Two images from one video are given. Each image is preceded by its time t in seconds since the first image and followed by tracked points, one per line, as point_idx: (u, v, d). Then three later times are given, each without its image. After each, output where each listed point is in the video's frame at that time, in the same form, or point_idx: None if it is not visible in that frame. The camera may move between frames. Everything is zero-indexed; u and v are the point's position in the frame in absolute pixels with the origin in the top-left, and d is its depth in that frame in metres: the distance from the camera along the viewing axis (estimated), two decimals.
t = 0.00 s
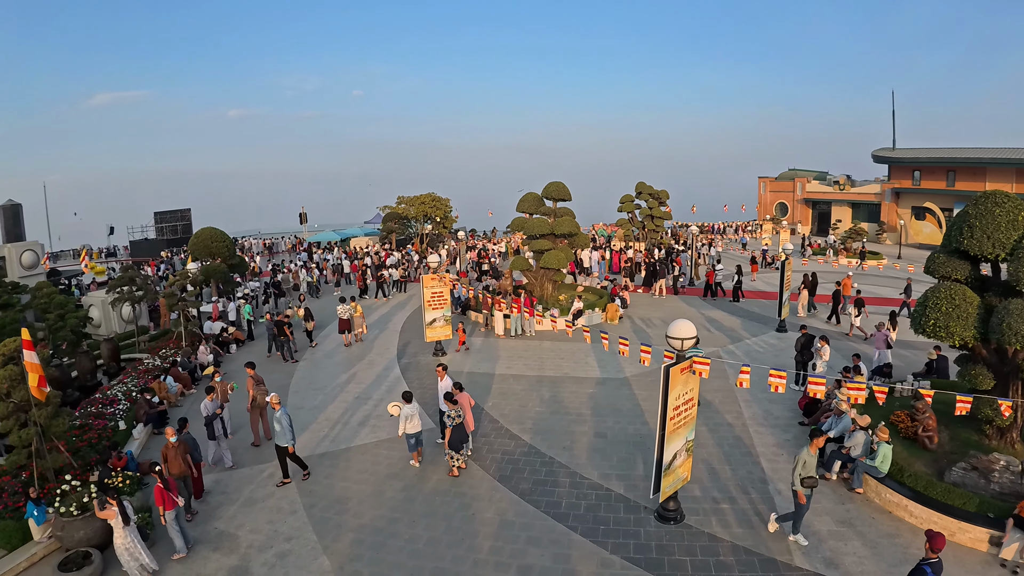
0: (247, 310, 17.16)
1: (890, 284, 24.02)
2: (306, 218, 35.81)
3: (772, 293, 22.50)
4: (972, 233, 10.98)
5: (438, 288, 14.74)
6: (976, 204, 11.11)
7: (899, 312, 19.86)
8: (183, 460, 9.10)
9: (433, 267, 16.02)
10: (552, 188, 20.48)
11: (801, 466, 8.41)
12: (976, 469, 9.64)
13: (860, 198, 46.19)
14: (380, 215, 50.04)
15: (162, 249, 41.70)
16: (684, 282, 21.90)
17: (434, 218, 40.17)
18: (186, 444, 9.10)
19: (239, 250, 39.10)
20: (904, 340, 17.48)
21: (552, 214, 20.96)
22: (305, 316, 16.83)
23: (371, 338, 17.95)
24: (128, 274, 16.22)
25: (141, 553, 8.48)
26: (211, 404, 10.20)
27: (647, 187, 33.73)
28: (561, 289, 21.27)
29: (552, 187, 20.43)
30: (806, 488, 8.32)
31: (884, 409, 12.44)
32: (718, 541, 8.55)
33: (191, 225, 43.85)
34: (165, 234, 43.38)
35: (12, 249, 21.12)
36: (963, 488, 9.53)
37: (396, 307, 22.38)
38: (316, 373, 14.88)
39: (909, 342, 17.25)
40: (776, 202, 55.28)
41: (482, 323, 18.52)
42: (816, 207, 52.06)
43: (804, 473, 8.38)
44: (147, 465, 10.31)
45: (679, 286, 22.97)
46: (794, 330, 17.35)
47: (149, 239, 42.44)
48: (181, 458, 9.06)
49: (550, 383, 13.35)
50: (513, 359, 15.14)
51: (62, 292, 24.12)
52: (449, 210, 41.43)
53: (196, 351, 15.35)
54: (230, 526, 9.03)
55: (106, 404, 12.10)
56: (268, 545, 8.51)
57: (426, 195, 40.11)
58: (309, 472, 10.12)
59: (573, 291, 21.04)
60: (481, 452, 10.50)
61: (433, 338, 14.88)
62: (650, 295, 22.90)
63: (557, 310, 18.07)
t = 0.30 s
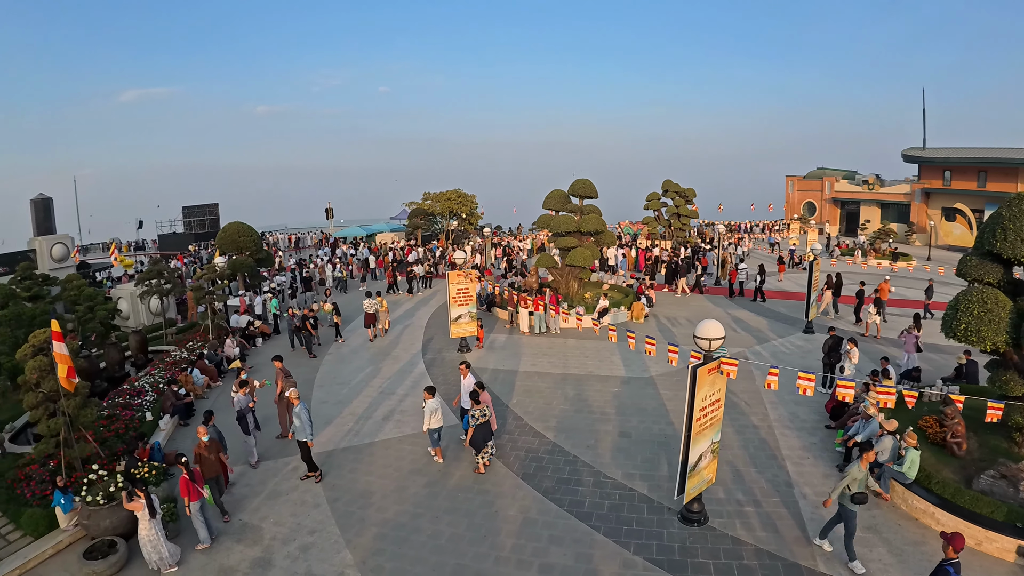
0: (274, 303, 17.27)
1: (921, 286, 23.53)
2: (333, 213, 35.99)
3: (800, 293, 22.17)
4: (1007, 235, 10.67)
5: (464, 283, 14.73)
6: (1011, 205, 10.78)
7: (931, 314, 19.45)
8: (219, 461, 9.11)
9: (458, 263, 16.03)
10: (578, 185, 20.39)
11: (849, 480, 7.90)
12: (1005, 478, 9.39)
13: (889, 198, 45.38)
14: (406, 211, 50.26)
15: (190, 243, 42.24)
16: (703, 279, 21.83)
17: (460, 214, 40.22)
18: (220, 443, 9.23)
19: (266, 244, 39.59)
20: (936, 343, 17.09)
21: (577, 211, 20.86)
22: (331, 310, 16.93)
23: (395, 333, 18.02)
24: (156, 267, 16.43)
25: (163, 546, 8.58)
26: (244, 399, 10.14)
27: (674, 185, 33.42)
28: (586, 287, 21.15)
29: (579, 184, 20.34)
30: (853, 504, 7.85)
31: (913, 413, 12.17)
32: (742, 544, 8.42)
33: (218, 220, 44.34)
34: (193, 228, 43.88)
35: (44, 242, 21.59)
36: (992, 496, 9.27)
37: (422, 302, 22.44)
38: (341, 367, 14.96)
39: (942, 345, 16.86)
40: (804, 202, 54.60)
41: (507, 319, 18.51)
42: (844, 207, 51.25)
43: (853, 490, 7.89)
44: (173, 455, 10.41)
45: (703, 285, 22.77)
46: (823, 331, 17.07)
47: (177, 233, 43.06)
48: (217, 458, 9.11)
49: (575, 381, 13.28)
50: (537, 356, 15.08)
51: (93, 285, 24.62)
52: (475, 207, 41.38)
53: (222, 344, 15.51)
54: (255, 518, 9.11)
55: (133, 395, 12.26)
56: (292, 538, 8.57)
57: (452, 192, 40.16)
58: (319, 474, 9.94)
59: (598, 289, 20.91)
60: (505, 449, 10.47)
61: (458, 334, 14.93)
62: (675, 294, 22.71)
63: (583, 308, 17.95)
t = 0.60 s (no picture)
0: (298, 299, 17.33)
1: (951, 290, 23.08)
2: (356, 210, 36.19)
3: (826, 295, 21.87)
4: None
5: (487, 281, 14.77)
6: None
7: (960, 319, 19.08)
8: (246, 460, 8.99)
9: (482, 261, 16.02)
10: (603, 184, 20.29)
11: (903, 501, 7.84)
12: None
13: (916, 200, 44.66)
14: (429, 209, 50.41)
15: (214, 238, 42.64)
16: (722, 280, 21.72)
17: (483, 212, 40.22)
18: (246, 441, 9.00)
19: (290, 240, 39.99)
20: (966, 348, 16.75)
21: (602, 210, 20.75)
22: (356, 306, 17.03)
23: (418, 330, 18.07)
24: (182, 262, 16.61)
25: (183, 539, 8.66)
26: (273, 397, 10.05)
27: (699, 184, 33.13)
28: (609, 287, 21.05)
29: (603, 182, 20.26)
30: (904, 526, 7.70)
31: (938, 420, 11.95)
32: (763, 549, 8.29)
33: (243, 216, 44.78)
34: (218, 223, 44.37)
35: (72, 236, 21.94)
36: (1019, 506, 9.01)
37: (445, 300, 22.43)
38: (363, 363, 15.04)
39: (972, 350, 16.51)
40: (830, 202, 53.92)
41: (529, 317, 18.48)
42: (871, 208, 50.49)
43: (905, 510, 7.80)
44: (196, 448, 10.48)
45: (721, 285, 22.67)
46: (848, 334, 16.83)
47: (202, 228, 43.55)
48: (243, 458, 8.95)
49: (597, 380, 13.20)
50: (559, 355, 15.03)
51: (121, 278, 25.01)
52: (499, 204, 41.35)
53: (246, 339, 15.64)
54: (276, 512, 9.16)
55: (158, 387, 12.40)
56: (312, 532, 8.60)
57: (475, 189, 40.12)
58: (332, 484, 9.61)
59: (621, 288, 20.80)
60: (526, 448, 10.43)
61: (481, 331, 14.94)
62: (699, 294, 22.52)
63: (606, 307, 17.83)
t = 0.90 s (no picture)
0: (322, 296, 17.38)
1: (984, 296, 22.56)
2: (382, 208, 36.37)
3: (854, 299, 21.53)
4: None
5: (512, 280, 14.75)
6: None
7: (992, 326, 18.67)
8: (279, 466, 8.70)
9: (507, 260, 16.02)
10: (629, 184, 20.18)
11: (955, 525, 7.31)
12: None
13: (946, 203, 43.82)
14: (453, 207, 50.52)
15: (241, 234, 43.19)
16: (744, 282, 21.55)
17: (509, 211, 40.16)
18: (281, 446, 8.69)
19: (317, 236, 40.52)
20: (999, 356, 16.37)
21: (628, 210, 20.63)
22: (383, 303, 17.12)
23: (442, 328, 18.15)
24: (210, 258, 16.83)
25: (205, 531, 8.77)
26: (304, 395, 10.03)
27: (725, 184, 32.79)
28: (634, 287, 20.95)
29: (630, 182, 20.16)
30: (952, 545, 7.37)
31: (965, 430, 11.73)
32: (785, 556, 8.18)
33: (269, 212, 45.25)
34: (245, 219, 44.90)
35: (102, 230, 22.35)
36: None
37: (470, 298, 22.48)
38: (388, 360, 15.12)
39: (1004, 358, 16.14)
40: (858, 205, 53.14)
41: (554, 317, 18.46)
42: (899, 211, 49.65)
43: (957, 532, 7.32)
44: (220, 441, 10.57)
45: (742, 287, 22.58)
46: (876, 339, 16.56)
47: (229, 224, 44.11)
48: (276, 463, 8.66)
49: (621, 382, 13.14)
50: (583, 356, 14.98)
51: (150, 272, 25.44)
52: (524, 203, 41.27)
53: (271, 334, 15.80)
54: (298, 506, 9.24)
55: (184, 380, 12.57)
56: (333, 527, 8.66)
57: (501, 187, 40.12)
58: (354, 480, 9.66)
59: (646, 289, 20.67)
60: (548, 448, 10.41)
61: (504, 331, 14.99)
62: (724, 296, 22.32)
63: (630, 308, 17.74)
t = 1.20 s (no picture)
0: (347, 293, 17.43)
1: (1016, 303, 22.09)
2: (406, 206, 36.51)
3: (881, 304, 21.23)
4: None
5: (536, 280, 14.73)
6: None
7: None
8: (303, 470, 8.40)
9: (531, 260, 16.03)
10: (655, 185, 20.06)
11: (1005, 548, 7.49)
12: None
13: (974, 207, 43.06)
14: (478, 206, 50.61)
15: (266, 231, 43.67)
16: (762, 284, 21.42)
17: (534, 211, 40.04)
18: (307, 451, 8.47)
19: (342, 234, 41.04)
20: None
21: (653, 211, 20.52)
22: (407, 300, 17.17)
23: (464, 326, 18.21)
24: (235, 255, 17.05)
25: (227, 524, 8.86)
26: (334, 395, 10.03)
27: (751, 186, 32.46)
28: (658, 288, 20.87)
29: (655, 183, 20.04)
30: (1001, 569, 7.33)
31: (993, 440, 11.51)
32: (806, 563, 8.09)
33: (294, 210, 45.65)
34: (271, 216, 45.43)
35: (130, 225, 22.73)
36: None
37: (492, 297, 22.54)
38: (411, 358, 15.20)
39: None
40: (885, 208, 52.38)
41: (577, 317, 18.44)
42: (927, 215, 48.86)
43: (1005, 556, 7.46)
44: (243, 436, 10.67)
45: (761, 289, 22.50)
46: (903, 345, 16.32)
47: (255, 220, 44.65)
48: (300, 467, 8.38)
49: (643, 383, 13.08)
50: (606, 357, 14.94)
51: (177, 268, 25.83)
52: (549, 203, 41.16)
53: (296, 330, 15.91)
54: (319, 501, 9.30)
55: (209, 374, 12.70)
56: (354, 523, 8.72)
57: (526, 187, 40.11)
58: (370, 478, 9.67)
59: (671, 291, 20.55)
60: (570, 449, 10.39)
61: (527, 331, 14.98)
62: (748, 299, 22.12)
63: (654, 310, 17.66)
